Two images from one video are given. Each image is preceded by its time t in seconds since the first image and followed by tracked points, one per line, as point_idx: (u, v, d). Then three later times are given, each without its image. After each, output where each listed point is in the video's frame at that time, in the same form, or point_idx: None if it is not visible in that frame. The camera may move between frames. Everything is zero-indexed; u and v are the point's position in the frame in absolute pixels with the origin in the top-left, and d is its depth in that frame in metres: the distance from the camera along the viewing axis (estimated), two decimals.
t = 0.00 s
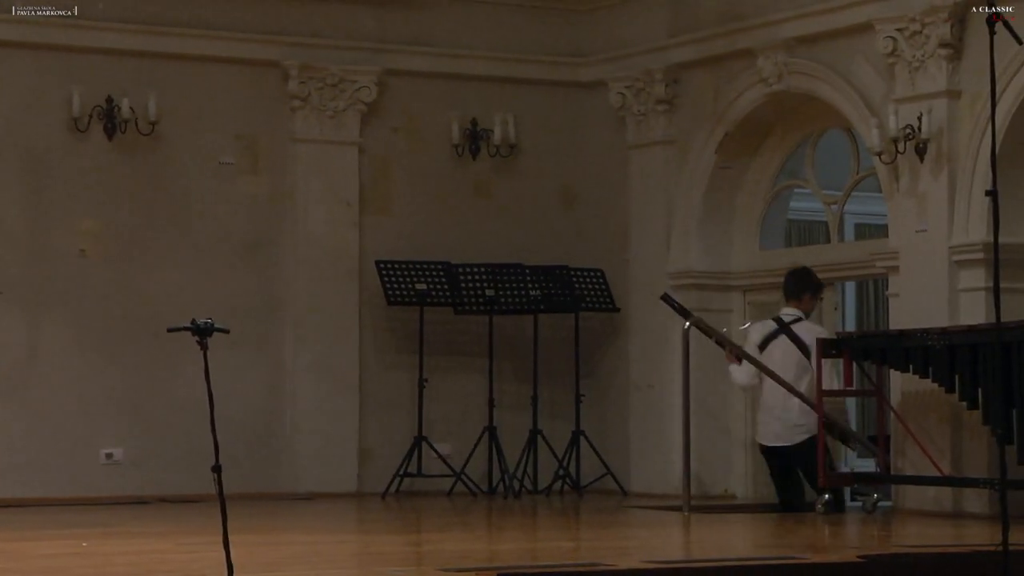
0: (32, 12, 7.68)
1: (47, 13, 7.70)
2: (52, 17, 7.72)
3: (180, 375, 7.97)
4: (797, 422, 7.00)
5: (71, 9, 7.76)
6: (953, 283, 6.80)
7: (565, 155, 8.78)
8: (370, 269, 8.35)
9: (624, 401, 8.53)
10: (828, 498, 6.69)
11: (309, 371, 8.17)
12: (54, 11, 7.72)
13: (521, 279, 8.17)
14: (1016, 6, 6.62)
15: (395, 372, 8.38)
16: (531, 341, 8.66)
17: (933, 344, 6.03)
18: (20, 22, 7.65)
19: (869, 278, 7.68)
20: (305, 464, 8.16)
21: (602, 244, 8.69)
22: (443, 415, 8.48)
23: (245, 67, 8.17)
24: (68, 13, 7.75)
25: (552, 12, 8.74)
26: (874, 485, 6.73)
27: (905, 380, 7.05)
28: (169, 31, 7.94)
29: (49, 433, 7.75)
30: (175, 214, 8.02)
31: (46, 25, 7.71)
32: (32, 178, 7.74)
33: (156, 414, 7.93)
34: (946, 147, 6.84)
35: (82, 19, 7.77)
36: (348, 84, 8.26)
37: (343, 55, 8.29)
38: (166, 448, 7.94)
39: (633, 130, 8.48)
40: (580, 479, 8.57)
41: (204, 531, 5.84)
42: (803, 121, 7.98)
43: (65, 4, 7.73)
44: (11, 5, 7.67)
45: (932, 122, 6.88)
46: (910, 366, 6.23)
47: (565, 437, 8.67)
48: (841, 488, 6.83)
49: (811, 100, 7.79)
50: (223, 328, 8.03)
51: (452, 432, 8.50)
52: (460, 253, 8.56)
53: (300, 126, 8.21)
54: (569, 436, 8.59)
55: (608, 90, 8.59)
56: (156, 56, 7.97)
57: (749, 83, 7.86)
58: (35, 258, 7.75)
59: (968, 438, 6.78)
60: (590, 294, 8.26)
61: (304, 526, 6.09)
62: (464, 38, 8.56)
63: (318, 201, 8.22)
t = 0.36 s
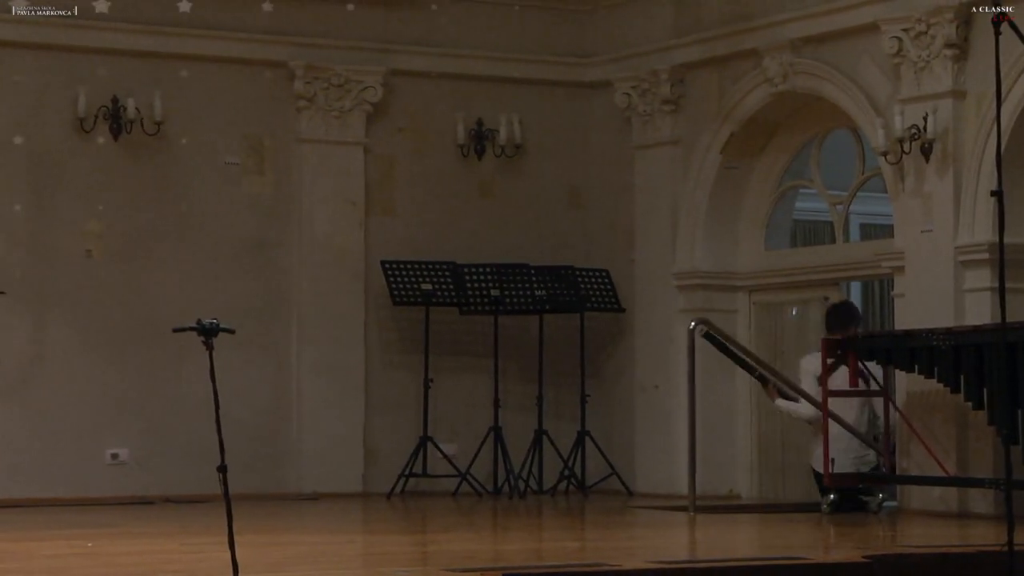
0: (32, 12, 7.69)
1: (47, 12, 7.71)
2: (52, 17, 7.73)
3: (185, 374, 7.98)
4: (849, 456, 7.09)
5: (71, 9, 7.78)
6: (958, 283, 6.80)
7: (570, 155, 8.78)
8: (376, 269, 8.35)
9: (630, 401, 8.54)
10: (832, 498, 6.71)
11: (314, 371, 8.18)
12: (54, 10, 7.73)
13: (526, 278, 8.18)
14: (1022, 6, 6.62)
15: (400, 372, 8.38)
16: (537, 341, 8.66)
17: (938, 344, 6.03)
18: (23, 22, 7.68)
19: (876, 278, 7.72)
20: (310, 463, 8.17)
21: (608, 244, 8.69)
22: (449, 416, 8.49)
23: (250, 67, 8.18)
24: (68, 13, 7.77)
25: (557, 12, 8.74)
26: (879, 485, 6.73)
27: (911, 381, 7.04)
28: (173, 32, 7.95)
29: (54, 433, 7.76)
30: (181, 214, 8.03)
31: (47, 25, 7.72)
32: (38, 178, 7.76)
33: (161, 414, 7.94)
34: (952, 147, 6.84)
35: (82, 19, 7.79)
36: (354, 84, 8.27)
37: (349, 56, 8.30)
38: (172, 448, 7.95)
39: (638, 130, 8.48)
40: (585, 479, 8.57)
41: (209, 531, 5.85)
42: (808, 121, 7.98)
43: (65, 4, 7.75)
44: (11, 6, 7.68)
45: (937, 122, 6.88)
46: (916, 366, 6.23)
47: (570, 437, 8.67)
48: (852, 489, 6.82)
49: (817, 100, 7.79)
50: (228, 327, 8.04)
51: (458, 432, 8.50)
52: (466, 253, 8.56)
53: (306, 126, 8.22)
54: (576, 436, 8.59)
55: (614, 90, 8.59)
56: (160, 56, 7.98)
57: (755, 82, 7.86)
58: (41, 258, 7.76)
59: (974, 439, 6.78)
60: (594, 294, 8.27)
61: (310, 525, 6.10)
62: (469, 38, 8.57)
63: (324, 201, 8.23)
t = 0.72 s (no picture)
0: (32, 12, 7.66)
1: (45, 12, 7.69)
2: (52, 17, 7.72)
3: (187, 375, 7.98)
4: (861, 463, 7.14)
5: (71, 9, 7.78)
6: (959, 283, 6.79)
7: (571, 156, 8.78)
8: (376, 269, 8.35)
9: (631, 401, 8.53)
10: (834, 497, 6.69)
11: (315, 372, 8.18)
12: (54, 10, 7.72)
13: (527, 279, 8.18)
14: None
15: (401, 372, 8.38)
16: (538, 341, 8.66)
17: (940, 344, 6.03)
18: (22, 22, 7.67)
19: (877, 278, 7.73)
20: (311, 463, 8.16)
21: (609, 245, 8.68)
22: (450, 416, 8.48)
23: (252, 68, 8.18)
24: (68, 13, 7.76)
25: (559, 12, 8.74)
26: (879, 485, 6.73)
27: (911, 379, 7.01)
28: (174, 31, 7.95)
29: (55, 433, 7.76)
30: (182, 214, 8.03)
31: (47, 25, 7.71)
32: (39, 178, 7.76)
33: (162, 414, 7.94)
34: (954, 147, 6.83)
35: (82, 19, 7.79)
36: (355, 84, 8.27)
37: (350, 56, 8.30)
38: (172, 448, 7.95)
39: (640, 130, 8.48)
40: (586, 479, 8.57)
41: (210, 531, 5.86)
42: (810, 122, 7.98)
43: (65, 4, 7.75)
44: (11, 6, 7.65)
45: (939, 122, 6.88)
46: (917, 366, 6.23)
47: (571, 437, 8.67)
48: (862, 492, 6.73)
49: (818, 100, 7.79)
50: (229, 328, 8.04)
51: (459, 433, 8.50)
52: (466, 253, 8.55)
53: (307, 126, 8.22)
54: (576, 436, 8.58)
55: (615, 90, 8.59)
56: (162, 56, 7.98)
57: (756, 83, 7.86)
58: (41, 258, 7.76)
59: (975, 439, 6.78)
60: (596, 294, 8.27)
61: (311, 525, 6.10)
62: (471, 38, 8.56)
63: (325, 201, 8.23)
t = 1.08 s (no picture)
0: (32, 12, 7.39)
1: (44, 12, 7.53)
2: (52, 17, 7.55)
3: (187, 375, 7.99)
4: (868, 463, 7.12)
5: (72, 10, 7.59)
6: (960, 283, 6.79)
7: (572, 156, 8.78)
8: (377, 269, 8.36)
9: (631, 402, 8.53)
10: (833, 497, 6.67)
11: (315, 372, 8.19)
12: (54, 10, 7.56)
13: (528, 278, 8.19)
14: None
15: (401, 372, 8.39)
16: (538, 342, 8.66)
17: (940, 344, 6.03)
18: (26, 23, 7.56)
19: (877, 279, 7.72)
20: (310, 463, 8.16)
21: (609, 246, 8.68)
22: (450, 416, 8.49)
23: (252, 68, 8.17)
24: (69, 13, 7.57)
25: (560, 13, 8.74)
26: (881, 486, 6.72)
27: (910, 379, 7.02)
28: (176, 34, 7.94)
29: (57, 434, 7.75)
30: (183, 215, 8.03)
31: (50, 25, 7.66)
32: (40, 179, 7.76)
33: (163, 414, 7.94)
34: (954, 147, 6.83)
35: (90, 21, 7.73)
36: (356, 85, 8.28)
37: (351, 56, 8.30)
38: (173, 448, 7.95)
39: (640, 131, 8.48)
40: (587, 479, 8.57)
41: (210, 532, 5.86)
42: (811, 122, 7.99)
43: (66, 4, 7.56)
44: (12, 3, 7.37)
45: (939, 122, 6.87)
46: (917, 366, 6.23)
47: (571, 437, 8.67)
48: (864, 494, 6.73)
49: (818, 100, 7.80)
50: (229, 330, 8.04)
51: (459, 433, 8.50)
52: (467, 253, 8.56)
53: (307, 126, 8.22)
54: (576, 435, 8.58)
55: (615, 91, 8.59)
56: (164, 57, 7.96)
57: (756, 83, 7.87)
58: (42, 257, 7.75)
59: (975, 438, 6.78)
60: (595, 293, 8.28)
61: (311, 526, 6.11)
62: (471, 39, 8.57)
63: (325, 202, 8.24)
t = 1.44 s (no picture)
0: (31, 12, 7.23)
1: (45, 13, 7.30)
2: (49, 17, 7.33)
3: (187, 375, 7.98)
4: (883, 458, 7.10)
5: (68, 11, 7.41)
6: (959, 283, 6.79)
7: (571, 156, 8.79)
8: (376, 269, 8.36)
9: (631, 401, 8.53)
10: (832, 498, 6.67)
11: (314, 371, 8.18)
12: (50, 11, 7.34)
13: (526, 277, 8.20)
14: None
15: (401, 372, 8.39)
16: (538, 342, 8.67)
17: (940, 344, 6.04)
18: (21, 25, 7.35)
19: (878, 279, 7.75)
20: (309, 462, 8.16)
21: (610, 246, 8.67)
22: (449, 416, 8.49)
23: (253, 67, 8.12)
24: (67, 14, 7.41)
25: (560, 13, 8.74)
26: (880, 486, 6.72)
27: (911, 381, 7.00)
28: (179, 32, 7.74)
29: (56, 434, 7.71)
30: (183, 215, 8.01)
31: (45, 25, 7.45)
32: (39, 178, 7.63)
33: (162, 414, 7.93)
34: (954, 147, 6.81)
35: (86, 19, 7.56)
36: (355, 84, 8.28)
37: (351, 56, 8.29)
38: (172, 447, 7.95)
39: (640, 131, 8.48)
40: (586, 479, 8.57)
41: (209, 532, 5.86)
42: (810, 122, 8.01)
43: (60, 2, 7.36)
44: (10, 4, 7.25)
45: (939, 123, 6.87)
46: (917, 366, 6.23)
47: (571, 437, 8.67)
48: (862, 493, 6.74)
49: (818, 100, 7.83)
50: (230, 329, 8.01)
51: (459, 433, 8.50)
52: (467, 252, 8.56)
53: (306, 126, 8.22)
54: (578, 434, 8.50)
55: (614, 91, 8.60)
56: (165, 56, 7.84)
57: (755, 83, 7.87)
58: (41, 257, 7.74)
59: (975, 439, 6.78)
60: (594, 292, 8.30)
61: (311, 527, 6.10)
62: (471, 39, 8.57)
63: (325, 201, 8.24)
